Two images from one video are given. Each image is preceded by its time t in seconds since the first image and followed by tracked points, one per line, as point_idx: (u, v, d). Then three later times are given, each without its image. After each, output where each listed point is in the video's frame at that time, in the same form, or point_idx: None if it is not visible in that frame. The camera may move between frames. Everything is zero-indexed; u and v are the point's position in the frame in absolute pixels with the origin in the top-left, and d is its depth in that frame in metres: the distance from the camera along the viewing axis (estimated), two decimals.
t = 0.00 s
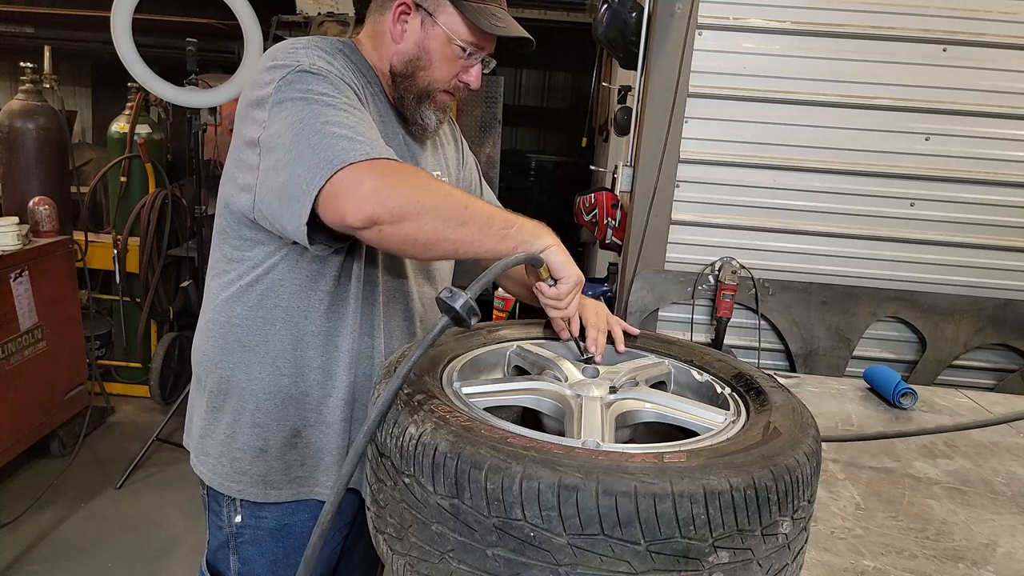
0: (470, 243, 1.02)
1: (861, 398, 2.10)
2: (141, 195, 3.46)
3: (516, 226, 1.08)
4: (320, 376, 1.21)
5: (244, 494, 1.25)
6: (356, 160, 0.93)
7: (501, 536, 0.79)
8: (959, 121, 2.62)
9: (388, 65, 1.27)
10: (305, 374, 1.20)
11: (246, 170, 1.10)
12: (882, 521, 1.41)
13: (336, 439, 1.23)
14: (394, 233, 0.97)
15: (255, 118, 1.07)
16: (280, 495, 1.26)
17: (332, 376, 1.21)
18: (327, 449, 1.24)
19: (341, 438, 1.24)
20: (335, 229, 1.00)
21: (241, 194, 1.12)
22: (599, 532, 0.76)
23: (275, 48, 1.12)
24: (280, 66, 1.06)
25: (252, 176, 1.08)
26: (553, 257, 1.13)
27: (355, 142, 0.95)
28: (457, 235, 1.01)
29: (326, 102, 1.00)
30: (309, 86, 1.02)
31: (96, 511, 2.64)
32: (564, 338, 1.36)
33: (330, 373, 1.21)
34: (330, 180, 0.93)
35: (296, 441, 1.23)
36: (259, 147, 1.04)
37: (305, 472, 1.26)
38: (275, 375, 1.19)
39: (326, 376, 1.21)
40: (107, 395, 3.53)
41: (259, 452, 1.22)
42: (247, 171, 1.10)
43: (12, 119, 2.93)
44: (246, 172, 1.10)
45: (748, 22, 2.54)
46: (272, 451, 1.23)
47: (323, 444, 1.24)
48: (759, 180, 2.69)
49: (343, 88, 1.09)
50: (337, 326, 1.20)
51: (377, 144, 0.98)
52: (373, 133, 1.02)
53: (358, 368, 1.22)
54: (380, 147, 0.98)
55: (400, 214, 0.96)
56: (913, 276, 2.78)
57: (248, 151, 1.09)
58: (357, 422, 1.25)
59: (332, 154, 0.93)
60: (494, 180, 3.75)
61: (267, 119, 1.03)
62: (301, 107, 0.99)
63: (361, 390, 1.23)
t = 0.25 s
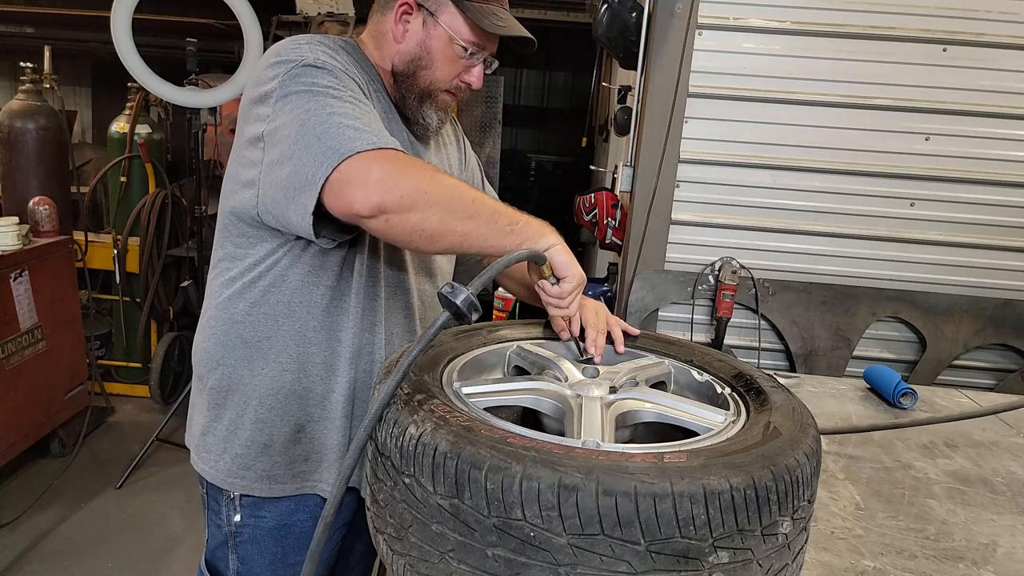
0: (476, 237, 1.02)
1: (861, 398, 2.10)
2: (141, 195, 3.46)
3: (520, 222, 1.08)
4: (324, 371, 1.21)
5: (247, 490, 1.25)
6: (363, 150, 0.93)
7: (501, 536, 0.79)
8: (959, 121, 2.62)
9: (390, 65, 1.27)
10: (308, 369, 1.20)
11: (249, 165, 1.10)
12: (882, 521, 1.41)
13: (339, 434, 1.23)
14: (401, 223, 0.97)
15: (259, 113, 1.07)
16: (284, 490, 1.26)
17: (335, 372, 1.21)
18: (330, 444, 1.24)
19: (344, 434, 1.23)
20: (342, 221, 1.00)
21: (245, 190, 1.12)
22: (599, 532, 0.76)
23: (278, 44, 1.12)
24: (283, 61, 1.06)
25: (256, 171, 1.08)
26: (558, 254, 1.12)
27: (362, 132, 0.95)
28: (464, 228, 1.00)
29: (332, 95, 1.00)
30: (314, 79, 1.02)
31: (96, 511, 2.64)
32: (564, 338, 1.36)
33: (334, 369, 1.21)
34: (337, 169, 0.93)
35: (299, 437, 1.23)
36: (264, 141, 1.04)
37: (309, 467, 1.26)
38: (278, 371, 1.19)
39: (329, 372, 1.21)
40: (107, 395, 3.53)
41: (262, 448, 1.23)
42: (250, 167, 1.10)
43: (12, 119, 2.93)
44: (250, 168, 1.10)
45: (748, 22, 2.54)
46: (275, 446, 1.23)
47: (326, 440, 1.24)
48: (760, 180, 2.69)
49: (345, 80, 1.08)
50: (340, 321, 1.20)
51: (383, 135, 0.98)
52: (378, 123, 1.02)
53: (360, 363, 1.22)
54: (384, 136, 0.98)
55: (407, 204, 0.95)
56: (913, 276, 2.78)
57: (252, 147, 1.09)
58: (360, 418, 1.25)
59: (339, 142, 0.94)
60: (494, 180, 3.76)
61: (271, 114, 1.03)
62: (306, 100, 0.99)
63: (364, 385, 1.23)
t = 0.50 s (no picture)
0: (477, 237, 1.02)
1: (861, 398, 2.10)
2: (141, 195, 3.46)
3: (521, 222, 1.08)
4: (324, 370, 1.21)
5: (248, 489, 1.25)
6: (364, 150, 0.93)
7: (501, 536, 0.79)
8: (959, 121, 2.62)
9: (392, 66, 1.27)
10: (309, 369, 1.20)
11: (251, 166, 1.09)
12: (882, 521, 1.41)
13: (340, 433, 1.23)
14: (401, 223, 0.97)
15: (261, 114, 1.07)
16: (284, 488, 1.26)
17: (336, 371, 1.21)
18: (330, 444, 1.24)
19: (344, 433, 1.23)
20: (342, 221, 1.00)
21: (246, 190, 1.12)
22: (599, 532, 0.76)
23: (279, 44, 1.12)
24: (284, 61, 1.06)
25: (257, 171, 1.08)
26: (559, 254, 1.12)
27: (363, 132, 0.95)
28: (465, 228, 1.00)
29: (333, 95, 1.00)
30: (315, 80, 1.02)
31: (97, 511, 2.64)
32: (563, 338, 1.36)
33: (334, 368, 1.21)
34: (338, 170, 0.93)
35: (299, 436, 1.23)
36: (265, 142, 1.04)
37: (309, 466, 1.26)
38: (278, 370, 1.19)
39: (330, 371, 1.21)
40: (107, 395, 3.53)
41: (263, 447, 1.23)
42: (252, 167, 1.10)
43: (12, 120, 2.93)
44: (251, 168, 1.10)
45: (748, 22, 2.54)
46: (275, 445, 1.23)
47: (326, 439, 1.24)
48: (760, 180, 2.69)
49: (346, 81, 1.08)
50: (340, 321, 1.20)
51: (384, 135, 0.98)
52: (379, 123, 1.03)
53: (361, 362, 1.22)
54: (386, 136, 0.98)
55: (407, 205, 0.95)
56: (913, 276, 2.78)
57: (253, 147, 1.09)
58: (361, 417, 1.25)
59: (340, 142, 0.94)
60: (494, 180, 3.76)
61: (273, 114, 1.03)
62: (307, 100, 0.99)
63: (365, 385, 1.23)
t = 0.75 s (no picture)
0: (477, 237, 1.02)
1: (861, 398, 2.10)
2: (141, 195, 3.47)
3: (521, 222, 1.08)
4: (324, 371, 1.21)
5: (248, 489, 1.25)
6: (364, 151, 0.93)
7: (501, 536, 0.79)
8: (959, 121, 2.62)
9: (393, 66, 1.27)
10: (309, 369, 1.20)
11: (251, 166, 1.09)
12: (882, 521, 1.41)
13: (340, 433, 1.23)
14: (401, 224, 0.97)
15: (261, 114, 1.07)
16: (284, 488, 1.26)
17: (336, 371, 1.21)
18: (330, 444, 1.24)
19: (344, 434, 1.23)
20: (343, 222, 1.00)
21: (246, 190, 1.12)
22: (599, 532, 0.76)
23: (279, 45, 1.12)
24: (285, 62, 1.06)
25: (258, 171, 1.08)
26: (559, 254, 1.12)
27: (363, 133, 0.95)
28: (465, 228, 1.00)
29: (334, 95, 1.01)
30: (316, 80, 1.02)
31: (97, 511, 2.64)
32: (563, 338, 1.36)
33: (334, 368, 1.21)
34: (338, 170, 0.93)
35: (300, 436, 1.23)
36: (266, 142, 1.04)
37: (309, 465, 1.26)
38: (278, 370, 1.19)
39: (330, 371, 1.21)
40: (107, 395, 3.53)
41: (263, 447, 1.23)
42: (252, 167, 1.10)
43: (12, 120, 2.93)
44: (251, 168, 1.10)
45: (748, 22, 2.54)
46: (275, 445, 1.23)
47: (326, 439, 1.24)
48: (760, 180, 2.69)
49: (347, 81, 1.08)
50: (341, 320, 1.20)
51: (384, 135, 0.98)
52: (379, 124, 1.03)
53: (362, 362, 1.22)
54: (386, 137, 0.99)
55: (406, 205, 0.95)
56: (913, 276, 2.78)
57: (254, 147, 1.09)
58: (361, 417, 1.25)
59: (340, 143, 0.94)
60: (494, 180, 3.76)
61: (273, 115, 1.03)
62: (308, 101, 0.99)
63: (365, 385, 1.23)
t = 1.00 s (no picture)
0: (477, 237, 1.01)
1: (861, 398, 2.10)
2: (141, 195, 3.46)
3: (522, 223, 1.08)
4: (325, 371, 1.20)
5: (249, 488, 1.25)
6: (364, 151, 0.93)
7: (501, 536, 0.79)
8: (958, 121, 2.62)
9: (394, 66, 1.27)
10: (310, 369, 1.20)
11: (252, 166, 1.09)
12: (882, 521, 1.41)
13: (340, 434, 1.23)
14: (401, 224, 0.97)
15: (262, 114, 1.07)
16: (285, 488, 1.26)
17: (337, 371, 1.21)
18: (330, 445, 1.24)
19: (345, 434, 1.23)
20: (343, 222, 1.00)
21: (247, 190, 1.12)
22: (599, 532, 0.76)
23: (280, 45, 1.12)
24: (285, 62, 1.05)
25: (259, 171, 1.08)
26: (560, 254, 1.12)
27: (363, 133, 0.95)
28: (466, 228, 1.00)
29: (335, 96, 1.01)
30: (316, 81, 1.02)
31: (96, 511, 2.64)
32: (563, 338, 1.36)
33: (335, 369, 1.21)
34: (338, 171, 0.93)
35: (300, 435, 1.23)
36: (267, 143, 1.04)
37: (310, 465, 1.26)
38: (279, 370, 1.19)
39: (331, 371, 1.21)
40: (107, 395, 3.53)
41: (263, 447, 1.23)
42: (253, 167, 1.10)
43: (12, 120, 2.93)
44: (252, 168, 1.10)
45: (748, 22, 2.54)
46: (276, 445, 1.23)
47: (327, 439, 1.24)
48: (760, 180, 2.69)
49: (348, 82, 1.09)
50: (342, 321, 1.20)
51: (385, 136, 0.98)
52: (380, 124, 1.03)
53: (362, 362, 1.22)
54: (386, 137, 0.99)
55: (406, 206, 0.96)
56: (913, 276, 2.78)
57: (255, 147, 1.09)
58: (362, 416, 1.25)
59: (341, 143, 0.94)
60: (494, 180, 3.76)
61: (274, 115, 1.03)
62: (308, 101, 0.99)
63: (366, 385, 1.23)
